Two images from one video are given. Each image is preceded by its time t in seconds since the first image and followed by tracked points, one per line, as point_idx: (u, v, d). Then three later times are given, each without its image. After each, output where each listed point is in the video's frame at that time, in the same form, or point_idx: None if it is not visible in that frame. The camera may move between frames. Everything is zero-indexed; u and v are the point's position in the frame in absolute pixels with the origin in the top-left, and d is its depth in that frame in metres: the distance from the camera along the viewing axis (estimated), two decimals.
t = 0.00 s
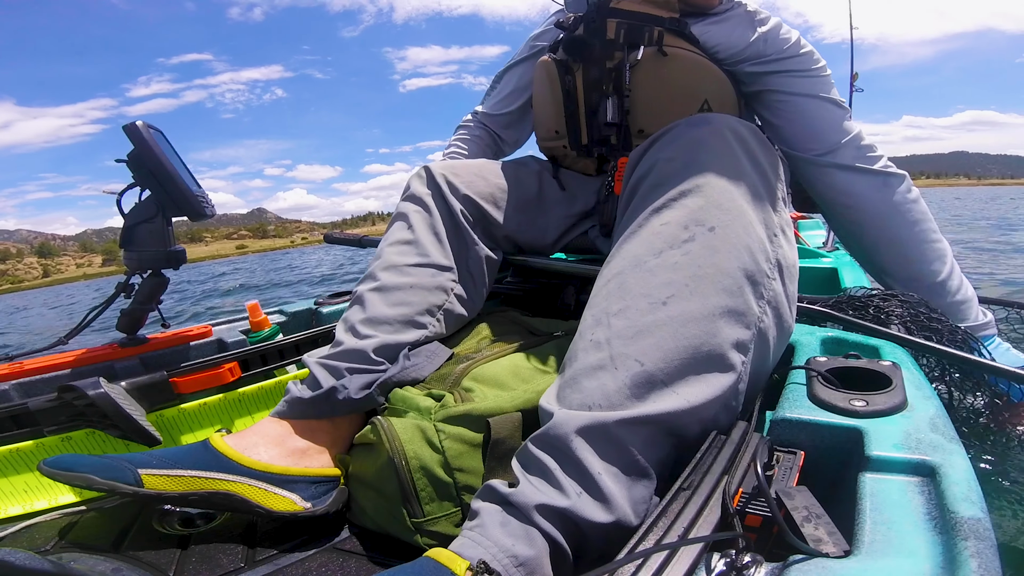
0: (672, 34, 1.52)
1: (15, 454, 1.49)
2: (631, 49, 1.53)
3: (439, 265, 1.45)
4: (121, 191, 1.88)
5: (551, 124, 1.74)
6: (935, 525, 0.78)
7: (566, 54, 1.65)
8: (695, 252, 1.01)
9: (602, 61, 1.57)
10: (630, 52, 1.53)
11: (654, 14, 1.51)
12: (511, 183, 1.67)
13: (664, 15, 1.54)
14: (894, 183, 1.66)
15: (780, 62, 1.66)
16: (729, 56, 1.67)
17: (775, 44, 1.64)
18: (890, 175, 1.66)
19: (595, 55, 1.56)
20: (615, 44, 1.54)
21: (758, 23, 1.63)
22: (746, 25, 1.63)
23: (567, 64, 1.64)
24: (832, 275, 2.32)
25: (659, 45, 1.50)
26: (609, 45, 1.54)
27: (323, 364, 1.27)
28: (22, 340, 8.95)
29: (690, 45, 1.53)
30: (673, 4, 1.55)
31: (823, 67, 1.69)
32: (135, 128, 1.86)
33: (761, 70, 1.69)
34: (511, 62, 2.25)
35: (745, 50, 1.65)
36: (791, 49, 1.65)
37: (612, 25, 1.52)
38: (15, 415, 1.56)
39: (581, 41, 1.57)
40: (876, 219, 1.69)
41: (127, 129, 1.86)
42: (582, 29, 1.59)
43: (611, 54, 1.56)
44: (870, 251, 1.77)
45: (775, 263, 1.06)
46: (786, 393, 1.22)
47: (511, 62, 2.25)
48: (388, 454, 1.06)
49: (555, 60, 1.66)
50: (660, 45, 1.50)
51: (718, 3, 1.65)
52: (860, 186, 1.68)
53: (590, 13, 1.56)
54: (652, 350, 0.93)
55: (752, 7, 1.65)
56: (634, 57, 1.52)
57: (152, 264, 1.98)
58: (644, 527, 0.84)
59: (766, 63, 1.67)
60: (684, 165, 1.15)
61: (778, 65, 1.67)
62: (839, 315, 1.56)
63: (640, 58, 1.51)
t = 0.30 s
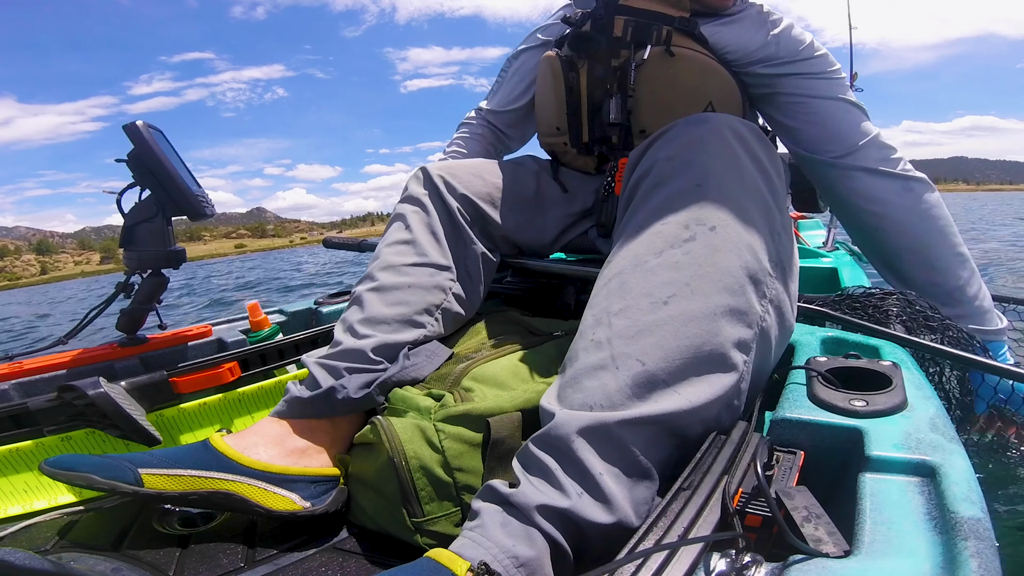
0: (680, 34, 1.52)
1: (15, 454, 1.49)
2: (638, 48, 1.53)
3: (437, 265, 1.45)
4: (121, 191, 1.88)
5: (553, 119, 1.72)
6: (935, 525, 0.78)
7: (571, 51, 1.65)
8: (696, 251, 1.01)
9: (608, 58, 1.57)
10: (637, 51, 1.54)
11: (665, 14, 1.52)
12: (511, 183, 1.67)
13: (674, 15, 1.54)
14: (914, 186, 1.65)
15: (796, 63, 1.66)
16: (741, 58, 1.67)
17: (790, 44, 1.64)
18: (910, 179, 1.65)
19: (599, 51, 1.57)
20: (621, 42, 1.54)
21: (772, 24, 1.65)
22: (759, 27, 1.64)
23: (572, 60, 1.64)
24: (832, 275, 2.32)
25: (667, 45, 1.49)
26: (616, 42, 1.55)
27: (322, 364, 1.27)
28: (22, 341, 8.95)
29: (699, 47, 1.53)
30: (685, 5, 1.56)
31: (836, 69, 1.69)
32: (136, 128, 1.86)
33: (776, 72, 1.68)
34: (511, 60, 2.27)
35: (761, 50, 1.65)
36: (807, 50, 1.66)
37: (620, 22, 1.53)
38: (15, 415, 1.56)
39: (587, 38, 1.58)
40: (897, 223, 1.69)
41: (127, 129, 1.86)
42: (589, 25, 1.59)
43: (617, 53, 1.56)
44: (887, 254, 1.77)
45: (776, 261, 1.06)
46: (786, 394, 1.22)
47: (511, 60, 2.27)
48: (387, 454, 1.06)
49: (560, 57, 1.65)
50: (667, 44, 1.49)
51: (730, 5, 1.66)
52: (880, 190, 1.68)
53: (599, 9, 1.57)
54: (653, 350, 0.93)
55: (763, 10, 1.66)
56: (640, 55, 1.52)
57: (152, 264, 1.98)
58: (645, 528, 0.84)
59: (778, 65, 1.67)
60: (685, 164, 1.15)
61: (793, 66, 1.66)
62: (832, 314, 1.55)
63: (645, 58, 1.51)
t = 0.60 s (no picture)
0: (671, 36, 1.52)
1: (15, 454, 1.49)
2: (630, 51, 1.52)
3: (439, 264, 1.45)
4: (121, 191, 1.88)
5: (550, 126, 1.72)
6: (935, 525, 0.78)
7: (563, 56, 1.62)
8: (697, 252, 1.01)
9: (600, 64, 1.55)
10: (630, 54, 1.53)
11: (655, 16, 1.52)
12: (511, 183, 1.67)
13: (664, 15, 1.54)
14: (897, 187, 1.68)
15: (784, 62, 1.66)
16: (733, 57, 1.67)
17: (779, 43, 1.64)
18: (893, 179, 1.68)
19: (594, 55, 1.54)
20: (614, 46, 1.52)
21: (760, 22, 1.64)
22: (750, 25, 1.64)
23: (565, 66, 1.62)
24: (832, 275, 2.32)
25: (659, 47, 1.50)
26: (607, 47, 1.53)
27: (322, 363, 1.27)
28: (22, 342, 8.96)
29: (690, 47, 1.53)
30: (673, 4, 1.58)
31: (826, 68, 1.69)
32: (135, 128, 1.86)
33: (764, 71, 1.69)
34: (506, 65, 2.26)
35: (750, 48, 1.64)
36: (796, 48, 1.66)
37: (611, 27, 1.53)
38: (16, 415, 1.56)
39: (579, 43, 1.56)
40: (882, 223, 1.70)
41: (127, 129, 1.86)
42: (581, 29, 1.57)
43: (610, 56, 1.54)
44: (872, 255, 1.80)
45: (777, 261, 1.06)
46: (786, 394, 1.22)
47: (507, 65, 2.26)
48: (387, 454, 1.06)
49: (553, 62, 1.64)
50: (659, 47, 1.49)
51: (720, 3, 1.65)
52: (866, 191, 1.69)
53: (591, 14, 1.58)
54: (655, 350, 0.93)
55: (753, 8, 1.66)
56: (633, 59, 1.52)
57: (152, 264, 1.98)
58: (645, 528, 0.84)
59: (768, 64, 1.67)
60: (685, 165, 1.15)
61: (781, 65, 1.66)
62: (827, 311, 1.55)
63: (639, 62, 1.51)
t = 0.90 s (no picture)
0: (674, 36, 1.51)
1: (15, 454, 1.49)
2: (634, 52, 1.53)
3: (440, 262, 1.45)
4: (121, 191, 1.88)
5: (552, 125, 1.72)
6: (935, 526, 0.78)
7: (566, 55, 1.62)
8: (698, 252, 1.01)
9: (603, 63, 1.55)
10: (633, 55, 1.53)
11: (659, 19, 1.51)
12: (511, 183, 1.67)
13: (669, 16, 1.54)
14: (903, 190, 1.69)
15: (793, 64, 1.66)
16: (736, 59, 1.67)
17: (786, 44, 1.65)
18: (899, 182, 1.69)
19: (597, 55, 1.55)
20: (618, 46, 1.53)
21: (766, 24, 1.64)
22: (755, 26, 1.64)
23: (568, 66, 1.62)
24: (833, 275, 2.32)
25: (663, 48, 1.50)
26: (611, 46, 1.53)
27: (323, 363, 1.27)
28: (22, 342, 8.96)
29: (694, 48, 1.53)
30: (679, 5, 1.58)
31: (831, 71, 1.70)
32: (136, 128, 1.86)
33: (770, 73, 1.68)
34: (506, 63, 2.27)
35: (757, 51, 1.64)
36: (802, 50, 1.67)
37: (615, 26, 1.53)
38: (16, 415, 1.56)
39: (583, 43, 1.55)
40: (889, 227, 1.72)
41: (127, 129, 1.86)
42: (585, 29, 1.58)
43: (614, 56, 1.54)
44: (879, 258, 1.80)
45: (778, 262, 1.06)
46: (786, 394, 1.22)
47: (506, 63, 2.27)
48: (388, 454, 1.06)
49: (556, 61, 1.64)
50: (663, 47, 1.49)
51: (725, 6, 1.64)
52: (875, 196, 1.70)
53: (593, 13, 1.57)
54: (656, 350, 0.93)
55: (758, 8, 1.66)
56: (635, 60, 1.52)
57: (152, 264, 1.98)
58: (645, 528, 0.84)
59: (774, 65, 1.67)
60: (687, 165, 1.15)
61: (790, 67, 1.66)
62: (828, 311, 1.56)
63: (642, 62, 1.51)
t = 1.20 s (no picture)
0: (679, 35, 1.52)
1: (15, 454, 1.49)
2: (637, 49, 1.53)
3: (441, 263, 1.45)
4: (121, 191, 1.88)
5: (554, 122, 1.72)
6: (935, 525, 0.78)
7: (571, 53, 1.64)
8: (699, 251, 1.01)
9: (607, 60, 1.56)
10: (637, 52, 1.53)
11: (664, 16, 1.53)
12: (512, 183, 1.67)
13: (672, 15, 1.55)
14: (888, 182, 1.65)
15: (796, 67, 1.67)
16: (741, 59, 1.67)
17: (790, 46, 1.65)
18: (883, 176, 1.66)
19: (600, 53, 1.57)
20: (621, 44, 1.54)
21: (769, 25, 1.66)
22: (757, 28, 1.65)
23: (572, 63, 1.63)
24: (833, 275, 2.32)
25: (667, 45, 1.49)
26: (616, 43, 1.54)
27: (324, 363, 1.27)
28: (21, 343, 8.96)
29: (697, 47, 1.53)
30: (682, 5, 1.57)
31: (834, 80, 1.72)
32: (135, 128, 1.86)
33: (772, 77, 1.68)
34: (509, 64, 2.29)
35: (761, 52, 1.65)
36: (807, 53, 1.67)
37: (620, 24, 1.54)
38: (15, 415, 1.56)
39: (586, 40, 1.59)
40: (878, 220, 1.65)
41: (127, 129, 1.86)
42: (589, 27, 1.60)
43: (617, 54, 1.55)
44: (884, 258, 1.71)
45: (779, 260, 1.06)
46: (785, 394, 1.22)
47: (509, 64, 2.29)
48: (387, 454, 1.06)
49: (561, 59, 1.65)
50: (666, 46, 1.49)
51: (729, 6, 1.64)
52: (861, 190, 1.67)
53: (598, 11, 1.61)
54: (656, 349, 0.93)
55: (762, 10, 1.66)
56: (639, 57, 1.51)
57: (152, 264, 1.98)
58: (645, 528, 0.84)
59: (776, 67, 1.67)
60: (686, 165, 1.15)
61: (793, 70, 1.67)
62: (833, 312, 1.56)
63: (646, 59, 1.50)
